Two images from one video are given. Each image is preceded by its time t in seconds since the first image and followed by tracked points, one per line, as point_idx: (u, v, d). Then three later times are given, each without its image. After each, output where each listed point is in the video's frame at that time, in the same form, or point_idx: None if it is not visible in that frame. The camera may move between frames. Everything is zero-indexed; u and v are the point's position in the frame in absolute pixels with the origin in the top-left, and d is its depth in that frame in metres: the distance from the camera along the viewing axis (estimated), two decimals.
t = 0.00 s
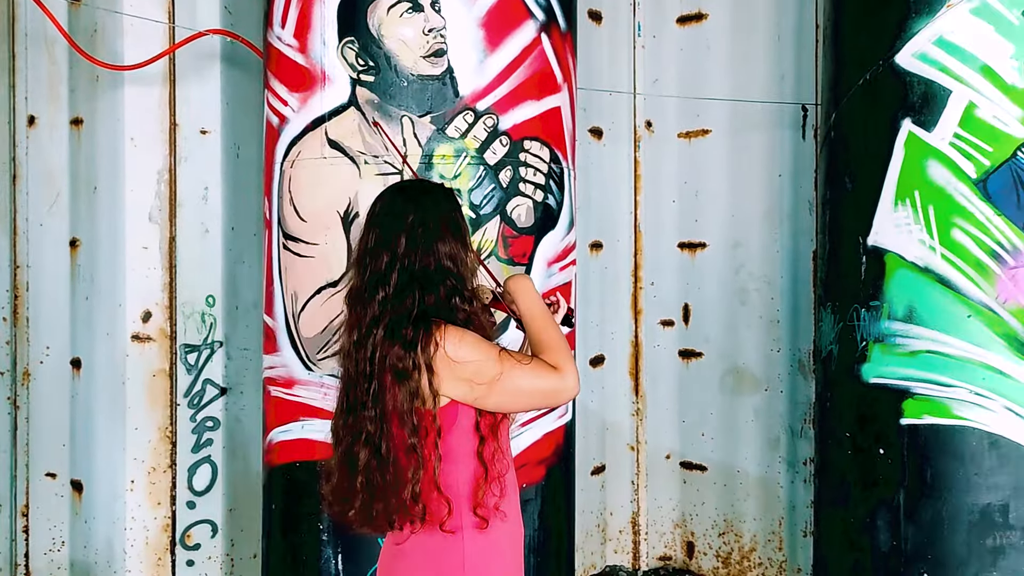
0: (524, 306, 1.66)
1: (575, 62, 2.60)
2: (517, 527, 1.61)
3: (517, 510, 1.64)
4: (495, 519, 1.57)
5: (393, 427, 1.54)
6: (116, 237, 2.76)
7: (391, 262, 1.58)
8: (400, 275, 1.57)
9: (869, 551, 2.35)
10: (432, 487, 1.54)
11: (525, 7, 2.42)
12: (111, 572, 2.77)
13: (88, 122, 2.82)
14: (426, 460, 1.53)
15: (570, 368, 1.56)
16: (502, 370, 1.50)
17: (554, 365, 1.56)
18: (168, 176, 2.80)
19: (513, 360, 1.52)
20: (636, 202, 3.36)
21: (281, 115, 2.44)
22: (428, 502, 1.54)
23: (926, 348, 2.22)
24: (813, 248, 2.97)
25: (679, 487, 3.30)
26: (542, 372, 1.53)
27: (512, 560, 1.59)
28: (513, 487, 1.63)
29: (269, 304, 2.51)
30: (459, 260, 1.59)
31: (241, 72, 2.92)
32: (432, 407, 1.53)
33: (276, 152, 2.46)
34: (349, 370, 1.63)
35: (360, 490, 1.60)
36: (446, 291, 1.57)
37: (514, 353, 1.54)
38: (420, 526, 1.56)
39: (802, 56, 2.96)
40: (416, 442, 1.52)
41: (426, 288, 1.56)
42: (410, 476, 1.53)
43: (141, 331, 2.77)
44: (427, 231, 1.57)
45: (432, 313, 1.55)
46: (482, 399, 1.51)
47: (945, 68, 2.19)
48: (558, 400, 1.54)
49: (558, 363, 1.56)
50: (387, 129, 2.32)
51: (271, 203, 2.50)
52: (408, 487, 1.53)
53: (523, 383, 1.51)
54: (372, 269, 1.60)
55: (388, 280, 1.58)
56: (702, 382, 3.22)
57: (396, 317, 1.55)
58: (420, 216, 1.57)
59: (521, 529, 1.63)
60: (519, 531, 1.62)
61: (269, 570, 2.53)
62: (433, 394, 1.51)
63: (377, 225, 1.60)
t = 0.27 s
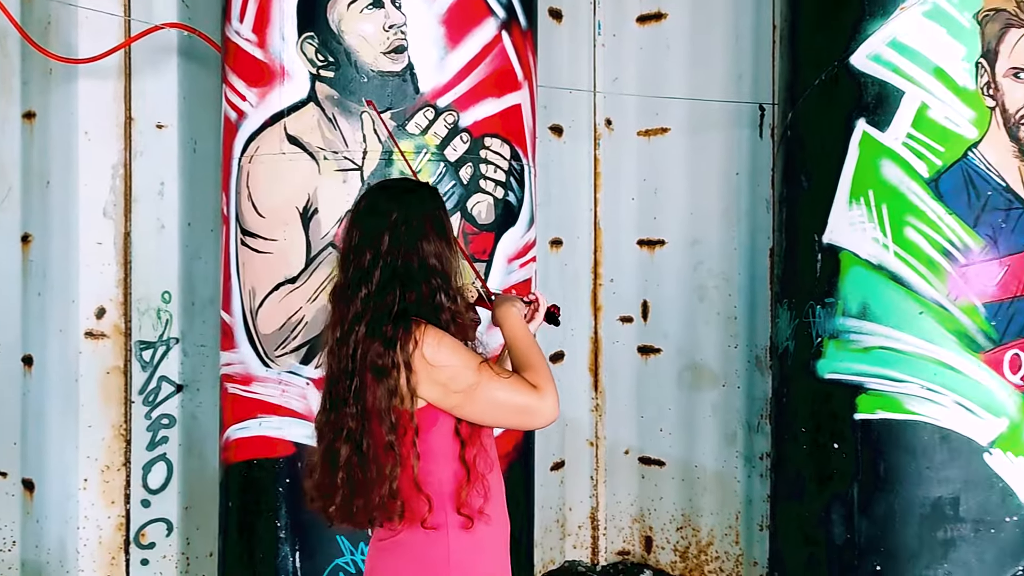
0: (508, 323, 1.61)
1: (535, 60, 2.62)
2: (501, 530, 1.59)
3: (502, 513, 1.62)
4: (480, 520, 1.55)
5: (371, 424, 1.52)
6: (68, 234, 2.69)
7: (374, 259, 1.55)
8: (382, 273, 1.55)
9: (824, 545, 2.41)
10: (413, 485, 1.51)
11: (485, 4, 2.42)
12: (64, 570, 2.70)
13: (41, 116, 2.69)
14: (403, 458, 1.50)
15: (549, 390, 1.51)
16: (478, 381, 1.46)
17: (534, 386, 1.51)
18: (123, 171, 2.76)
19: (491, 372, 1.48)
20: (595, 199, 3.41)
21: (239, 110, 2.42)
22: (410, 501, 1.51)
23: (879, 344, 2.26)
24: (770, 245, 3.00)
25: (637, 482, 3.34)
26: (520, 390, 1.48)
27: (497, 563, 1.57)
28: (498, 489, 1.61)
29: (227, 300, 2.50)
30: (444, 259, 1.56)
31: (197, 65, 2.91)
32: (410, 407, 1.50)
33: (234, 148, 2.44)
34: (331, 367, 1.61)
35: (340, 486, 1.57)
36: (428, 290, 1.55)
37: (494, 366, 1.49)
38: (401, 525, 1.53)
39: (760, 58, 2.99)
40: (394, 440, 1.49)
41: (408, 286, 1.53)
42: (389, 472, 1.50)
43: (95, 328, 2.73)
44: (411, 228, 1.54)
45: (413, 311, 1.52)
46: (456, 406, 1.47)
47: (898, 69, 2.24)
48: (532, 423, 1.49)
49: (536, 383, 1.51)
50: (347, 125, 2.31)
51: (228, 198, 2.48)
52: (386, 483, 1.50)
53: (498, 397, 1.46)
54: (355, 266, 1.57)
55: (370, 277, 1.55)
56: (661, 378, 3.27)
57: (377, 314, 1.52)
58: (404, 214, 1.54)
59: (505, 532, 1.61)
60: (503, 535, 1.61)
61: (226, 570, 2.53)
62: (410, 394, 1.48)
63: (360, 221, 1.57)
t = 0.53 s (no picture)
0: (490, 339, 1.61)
1: (489, 57, 2.63)
2: (471, 528, 1.59)
3: (474, 510, 1.61)
4: (448, 518, 1.54)
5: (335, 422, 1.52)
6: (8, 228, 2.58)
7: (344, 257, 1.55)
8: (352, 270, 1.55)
9: (773, 536, 2.46)
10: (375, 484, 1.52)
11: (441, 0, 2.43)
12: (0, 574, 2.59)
13: None
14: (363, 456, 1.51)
15: (511, 405, 1.50)
16: (437, 386, 1.46)
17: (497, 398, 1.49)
18: (68, 164, 2.68)
19: (453, 379, 1.47)
20: (549, 195, 3.42)
21: (189, 104, 2.39)
22: (374, 500, 1.52)
23: (827, 339, 2.34)
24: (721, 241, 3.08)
25: (590, 476, 3.38)
26: (481, 400, 1.47)
27: (467, 561, 1.57)
28: (468, 487, 1.60)
29: (176, 296, 2.46)
30: (416, 259, 1.56)
31: (145, 57, 2.86)
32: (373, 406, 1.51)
33: (184, 141, 2.40)
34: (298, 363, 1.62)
35: (302, 482, 1.57)
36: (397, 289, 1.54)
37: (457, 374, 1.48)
38: (365, 523, 1.54)
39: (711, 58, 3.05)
40: (354, 438, 1.50)
41: (375, 284, 1.53)
42: (347, 471, 1.50)
43: (37, 324, 2.63)
44: (381, 227, 1.54)
45: (380, 309, 1.52)
46: (416, 409, 1.47)
47: (845, 70, 2.32)
48: (490, 436, 1.48)
49: (499, 395, 1.50)
50: (299, 119, 2.30)
51: (178, 192, 2.45)
52: (344, 482, 1.51)
53: (457, 404, 1.46)
54: (325, 264, 1.57)
55: (339, 275, 1.55)
56: (613, 373, 3.31)
57: (344, 311, 1.53)
58: (375, 213, 1.55)
59: (476, 530, 1.61)
60: (475, 531, 1.61)
61: (173, 570, 2.49)
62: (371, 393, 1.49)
63: (332, 219, 1.57)
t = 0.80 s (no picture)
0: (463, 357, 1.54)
1: (439, 53, 2.61)
2: (428, 526, 1.58)
3: (431, 508, 1.60)
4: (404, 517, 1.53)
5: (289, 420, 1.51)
6: None
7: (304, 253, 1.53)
8: (312, 266, 1.53)
9: (717, 528, 2.52)
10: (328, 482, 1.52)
11: None
12: None
13: None
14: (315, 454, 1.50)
15: (455, 421, 1.45)
16: (382, 393, 1.44)
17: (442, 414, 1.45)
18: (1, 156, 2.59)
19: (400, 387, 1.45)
20: (497, 192, 3.42)
21: (132, 96, 2.34)
22: (327, 497, 1.51)
23: (771, 334, 2.41)
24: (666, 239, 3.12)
25: (536, 471, 3.41)
26: (424, 413, 1.43)
27: (424, 559, 1.56)
28: (426, 485, 1.59)
29: (116, 292, 2.41)
30: (378, 255, 1.54)
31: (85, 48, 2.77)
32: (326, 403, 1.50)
33: (126, 133, 2.34)
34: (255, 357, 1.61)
35: (257, 476, 1.58)
36: (357, 286, 1.52)
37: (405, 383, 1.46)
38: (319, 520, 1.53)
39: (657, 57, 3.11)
40: (306, 435, 1.50)
41: (334, 281, 1.51)
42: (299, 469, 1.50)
43: None
44: (342, 222, 1.52)
45: (338, 306, 1.51)
46: (361, 412, 1.46)
47: (788, 71, 2.38)
48: (428, 451, 1.43)
49: (445, 411, 1.46)
50: (247, 113, 2.26)
51: (119, 186, 2.39)
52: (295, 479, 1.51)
53: (400, 412, 1.43)
54: (285, 259, 1.55)
55: (299, 271, 1.54)
56: (560, 369, 3.34)
57: (302, 308, 1.52)
58: (336, 208, 1.52)
59: (434, 528, 1.60)
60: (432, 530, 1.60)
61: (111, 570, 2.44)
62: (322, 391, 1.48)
63: (295, 214, 1.55)
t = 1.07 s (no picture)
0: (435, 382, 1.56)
1: (386, 48, 2.61)
2: (382, 524, 1.59)
3: (386, 505, 1.61)
4: (356, 517, 1.53)
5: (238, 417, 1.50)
6: None
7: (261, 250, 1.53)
8: (267, 264, 1.52)
9: (659, 521, 2.56)
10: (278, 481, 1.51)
11: None
12: None
13: None
14: (265, 453, 1.50)
15: (386, 443, 1.43)
16: (321, 401, 1.42)
17: (376, 432, 1.43)
18: None
19: (338, 399, 1.43)
20: (441, 188, 3.37)
21: (69, 86, 2.27)
22: (278, 497, 1.51)
23: (713, 330, 2.47)
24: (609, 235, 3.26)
25: (479, 466, 3.40)
26: (357, 430, 1.41)
27: (378, 557, 1.57)
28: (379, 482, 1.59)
29: (52, 288, 2.34)
30: (334, 250, 1.53)
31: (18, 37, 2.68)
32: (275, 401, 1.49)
33: (63, 125, 2.28)
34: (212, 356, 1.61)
35: (206, 474, 1.56)
36: (312, 283, 1.51)
37: (346, 396, 1.43)
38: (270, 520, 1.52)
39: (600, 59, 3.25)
40: (254, 434, 1.49)
41: (288, 278, 1.50)
42: (247, 469, 1.50)
43: None
44: (297, 218, 1.51)
45: (292, 303, 1.50)
46: (299, 416, 1.44)
47: (729, 72, 2.44)
48: (354, 468, 1.42)
49: (381, 429, 1.44)
50: (191, 106, 2.22)
51: (56, 178, 2.32)
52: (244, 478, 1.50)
53: (332, 425, 1.41)
54: (241, 257, 1.55)
55: (254, 269, 1.53)
56: (505, 364, 3.34)
57: (256, 306, 1.51)
58: (291, 204, 1.52)
59: (388, 525, 1.60)
60: (387, 527, 1.60)
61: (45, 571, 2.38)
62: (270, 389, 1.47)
63: (251, 212, 1.55)
